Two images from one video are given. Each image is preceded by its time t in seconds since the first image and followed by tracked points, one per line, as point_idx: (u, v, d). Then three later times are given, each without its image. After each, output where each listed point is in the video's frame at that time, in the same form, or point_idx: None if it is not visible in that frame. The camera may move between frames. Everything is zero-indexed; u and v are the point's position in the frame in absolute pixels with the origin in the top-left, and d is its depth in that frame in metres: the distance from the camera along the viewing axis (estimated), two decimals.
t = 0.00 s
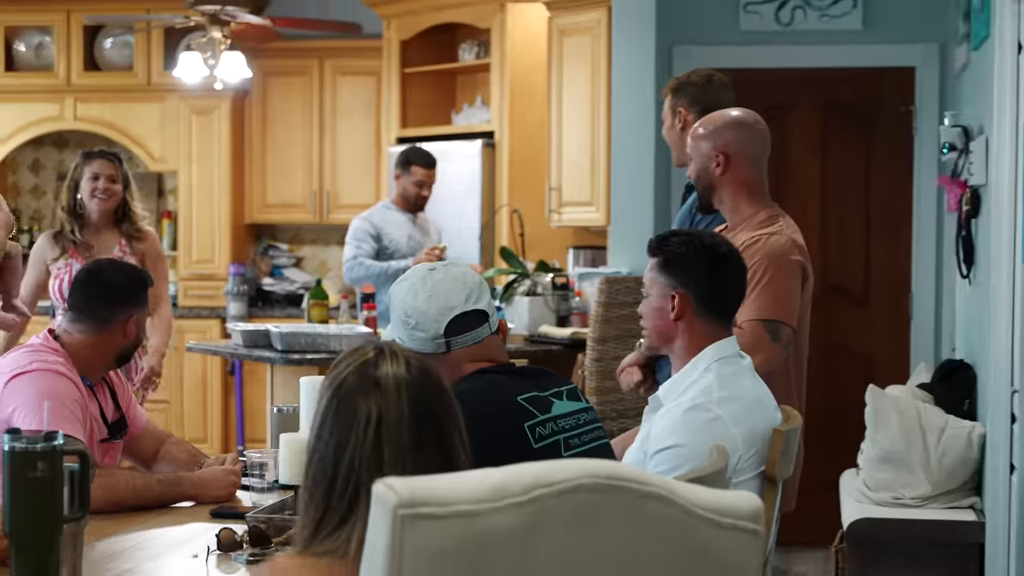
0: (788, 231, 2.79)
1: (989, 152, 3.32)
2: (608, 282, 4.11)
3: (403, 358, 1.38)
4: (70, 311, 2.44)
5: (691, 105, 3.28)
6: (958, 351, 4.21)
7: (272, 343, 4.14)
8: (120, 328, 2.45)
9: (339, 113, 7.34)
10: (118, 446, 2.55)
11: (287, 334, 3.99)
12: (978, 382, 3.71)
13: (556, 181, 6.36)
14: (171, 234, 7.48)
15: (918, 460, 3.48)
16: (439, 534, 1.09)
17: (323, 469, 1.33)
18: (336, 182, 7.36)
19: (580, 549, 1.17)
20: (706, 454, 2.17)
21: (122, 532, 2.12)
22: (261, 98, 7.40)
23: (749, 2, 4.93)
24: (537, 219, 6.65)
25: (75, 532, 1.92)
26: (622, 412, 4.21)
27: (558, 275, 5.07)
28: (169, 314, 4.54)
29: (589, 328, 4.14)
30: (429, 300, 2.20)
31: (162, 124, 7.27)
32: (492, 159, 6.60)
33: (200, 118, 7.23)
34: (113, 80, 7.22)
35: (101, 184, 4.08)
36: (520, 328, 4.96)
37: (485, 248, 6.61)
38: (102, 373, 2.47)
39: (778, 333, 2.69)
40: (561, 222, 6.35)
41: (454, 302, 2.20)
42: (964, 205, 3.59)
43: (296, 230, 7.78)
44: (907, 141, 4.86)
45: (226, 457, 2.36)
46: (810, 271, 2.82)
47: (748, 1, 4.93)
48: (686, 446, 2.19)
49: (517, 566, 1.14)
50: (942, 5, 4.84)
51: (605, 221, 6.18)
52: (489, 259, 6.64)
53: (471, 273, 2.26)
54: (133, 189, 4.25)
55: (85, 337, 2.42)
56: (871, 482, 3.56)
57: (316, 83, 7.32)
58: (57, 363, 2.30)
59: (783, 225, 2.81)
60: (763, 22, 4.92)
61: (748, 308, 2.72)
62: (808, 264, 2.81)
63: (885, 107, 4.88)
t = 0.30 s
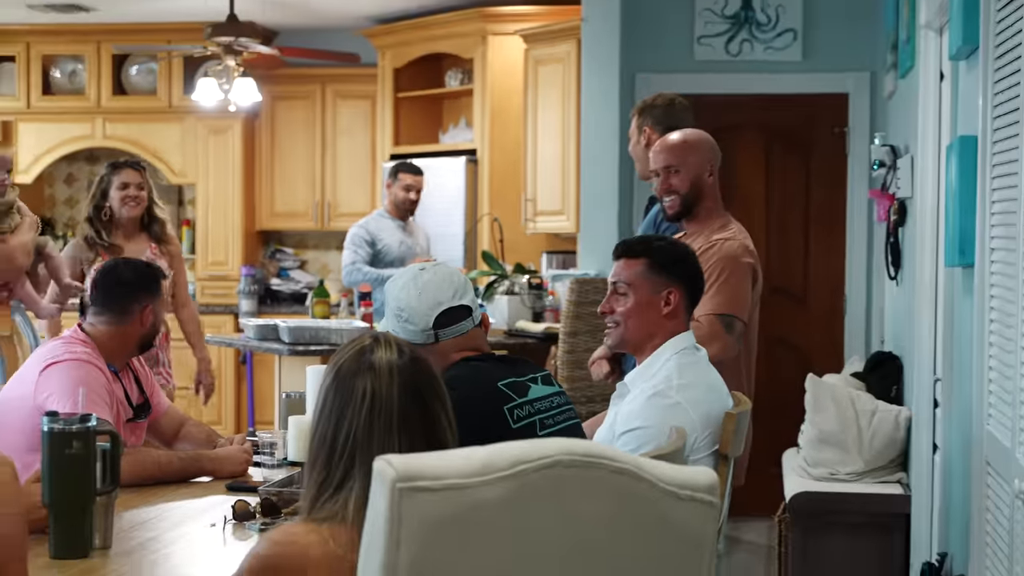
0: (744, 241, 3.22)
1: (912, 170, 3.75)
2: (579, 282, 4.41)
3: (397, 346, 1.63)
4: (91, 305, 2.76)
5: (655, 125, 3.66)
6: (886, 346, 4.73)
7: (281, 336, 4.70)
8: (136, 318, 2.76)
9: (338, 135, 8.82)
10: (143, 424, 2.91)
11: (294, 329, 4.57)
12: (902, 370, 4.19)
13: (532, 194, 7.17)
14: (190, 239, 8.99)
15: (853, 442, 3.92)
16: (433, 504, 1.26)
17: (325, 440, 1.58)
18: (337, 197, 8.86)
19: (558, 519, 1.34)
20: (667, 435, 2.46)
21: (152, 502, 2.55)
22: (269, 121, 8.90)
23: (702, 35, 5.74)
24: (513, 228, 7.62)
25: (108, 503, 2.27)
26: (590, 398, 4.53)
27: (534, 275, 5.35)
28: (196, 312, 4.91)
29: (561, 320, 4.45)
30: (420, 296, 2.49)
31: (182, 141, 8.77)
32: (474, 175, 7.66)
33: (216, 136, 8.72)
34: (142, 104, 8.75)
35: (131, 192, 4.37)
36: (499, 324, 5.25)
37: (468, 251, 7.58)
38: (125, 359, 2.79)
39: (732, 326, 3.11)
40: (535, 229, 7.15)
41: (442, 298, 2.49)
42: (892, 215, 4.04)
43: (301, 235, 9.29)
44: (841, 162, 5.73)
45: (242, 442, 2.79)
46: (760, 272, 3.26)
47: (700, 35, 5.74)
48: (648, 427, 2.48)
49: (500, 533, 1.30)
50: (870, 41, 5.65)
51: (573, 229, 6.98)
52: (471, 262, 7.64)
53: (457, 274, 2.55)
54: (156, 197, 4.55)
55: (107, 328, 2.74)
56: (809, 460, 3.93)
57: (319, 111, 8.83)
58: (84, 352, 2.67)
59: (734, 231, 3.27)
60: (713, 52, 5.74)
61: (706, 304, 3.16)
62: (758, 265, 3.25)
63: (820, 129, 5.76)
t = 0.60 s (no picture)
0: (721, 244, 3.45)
1: (873, 177, 3.94)
2: (561, 282, 4.58)
3: (392, 336, 1.79)
4: (99, 304, 3.03)
5: (636, 133, 3.84)
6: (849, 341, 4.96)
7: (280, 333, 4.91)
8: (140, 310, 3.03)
9: (333, 143, 9.00)
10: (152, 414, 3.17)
11: (293, 326, 4.79)
12: (864, 362, 4.39)
13: (516, 199, 7.35)
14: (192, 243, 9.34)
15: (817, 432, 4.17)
16: (423, 488, 1.36)
17: (329, 425, 1.74)
18: (333, 204, 9.02)
19: (542, 503, 1.44)
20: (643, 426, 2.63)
21: (159, 490, 2.89)
22: (270, 134, 9.07)
23: (675, 50, 6.09)
24: (500, 233, 7.81)
25: (118, 491, 2.46)
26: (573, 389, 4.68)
27: (518, 275, 5.54)
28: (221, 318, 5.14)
29: (544, 318, 4.63)
30: (419, 292, 2.64)
31: (186, 151, 8.99)
32: (462, 181, 7.86)
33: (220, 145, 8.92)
34: (146, 113, 8.97)
35: (174, 202, 4.58)
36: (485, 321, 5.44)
37: (457, 253, 7.81)
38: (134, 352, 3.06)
39: (713, 321, 3.33)
40: (520, 232, 7.36)
41: (439, 295, 2.64)
42: (853, 218, 4.23)
43: (298, 238, 9.47)
44: (805, 167, 6.11)
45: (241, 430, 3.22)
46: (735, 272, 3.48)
47: (674, 50, 6.09)
48: (623, 419, 2.65)
49: (486, 514, 1.40)
50: (834, 58, 6.02)
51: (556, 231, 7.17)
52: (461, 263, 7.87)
53: (453, 272, 2.71)
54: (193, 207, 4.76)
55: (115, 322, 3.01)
56: (777, 447, 4.16)
57: (314, 118, 9.01)
58: (96, 346, 2.93)
59: (709, 233, 3.48)
60: (686, 66, 6.09)
61: (686, 302, 3.37)
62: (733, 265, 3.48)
63: (787, 139, 6.14)
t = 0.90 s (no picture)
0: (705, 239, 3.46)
1: (855, 173, 3.95)
2: (544, 282, 4.57)
3: (369, 332, 1.82)
4: (77, 300, 3.04)
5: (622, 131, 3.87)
6: (831, 339, 4.97)
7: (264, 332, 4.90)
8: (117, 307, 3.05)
9: (315, 143, 9.00)
10: (133, 412, 3.20)
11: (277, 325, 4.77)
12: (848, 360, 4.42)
13: (498, 198, 7.35)
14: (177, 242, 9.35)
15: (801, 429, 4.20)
16: (406, 484, 1.36)
17: (310, 423, 1.76)
18: (316, 204, 9.01)
19: (526, 498, 1.45)
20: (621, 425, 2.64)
21: (143, 490, 2.88)
22: (251, 132, 9.10)
23: (658, 49, 6.15)
24: (484, 232, 7.81)
25: (102, 490, 2.46)
26: (557, 389, 4.70)
27: (502, 274, 5.54)
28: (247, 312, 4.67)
29: (528, 317, 4.63)
30: (411, 287, 2.63)
31: (168, 150, 8.97)
32: (445, 181, 7.87)
33: (202, 144, 8.93)
34: (128, 113, 8.94)
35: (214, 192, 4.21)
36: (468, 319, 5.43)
37: (439, 252, 7.81)
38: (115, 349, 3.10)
39: (700, 317, 3.33)
40: (503, 231, 7.36)
41: (432, 290, 2.64)
42: (835, 216, 4.25)
43: (280, 238, 9.45)
44: (787, 165, 6.14)
45: (226, 428, 3.23)
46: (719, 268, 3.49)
47: (656, 49, 6.15)
48: (601, 414, 2.66)
49: (470, 509, 1.41)
50: (815, 57, 6.09)
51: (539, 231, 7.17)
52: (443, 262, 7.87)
53: (443, 267, 2.71)
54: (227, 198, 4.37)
55: (94, 319, 3.02)
56: (761, 444, 4.17)
57: (297, 119, 9.02)
58: (77, 346, 2.95)
59: (693, 230, 3.48)
60: (668, 65, 6.15)
61: (672, 298, 3.37)
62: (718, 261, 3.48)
63: (770, 136, 6.16)
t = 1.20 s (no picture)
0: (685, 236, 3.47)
1: (836, 170, 3.96)
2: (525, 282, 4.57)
3: (342, 331, 1.83)
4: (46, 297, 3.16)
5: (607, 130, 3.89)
6: (812, 337, 5.00)
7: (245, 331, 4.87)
8: (62, 302, 3.07)
9: (296, 142, 8.99)
10: (111, 413, 3.20)
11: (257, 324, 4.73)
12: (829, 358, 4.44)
13: (479, 198, 7.36)
14: (157, 242, 9.32)
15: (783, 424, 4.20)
16: (389, 481, 1.37)
17: (286, 422, 1.78)
18: (297, 204, 9.01)
19: (509, 495, 1.45)
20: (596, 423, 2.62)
21: (124, 490, 2.88)
22: (232, 132, 9.09)
23: (638, 49, 6.17)
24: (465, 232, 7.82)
25: (85, 488, 2.45)
26: (537, 387, 4.71)
27: (483, 273, 5.54)
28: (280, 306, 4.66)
29: (511, 316, 4.62)
30: (380, 287, 2.65)
31: (148, 149, 8.94)
32: (426, 181, 7.86)
33: (183, 145, 8.88)
34: (108, 113, 8.90)
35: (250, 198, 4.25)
36: (450, 318, 5.43)
37: (420, 251, 7.82)
38: (88, 350, 3.10)
39: (679, 314, 3.33)
40: (484, 230, 7.37)
41: (401, 290, 2.66)
42: (816, 214, 4.27)
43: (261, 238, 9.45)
44: (767, 163, 6.19)
45: (206, 427, 3.23)
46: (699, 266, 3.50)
47: (637, 48, 6.17)
48: (578, 404, 2.63)
49: (452, 506, 1.41)
50: (795, 56, 6.12)
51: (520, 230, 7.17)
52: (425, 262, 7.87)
53: (411, 267, 2.73)
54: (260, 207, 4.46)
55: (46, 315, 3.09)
56: (743, 443, 4.19)
57: (277, 118, 9.00)
58: (55, 346, 2.96)
59: (673, 226, 3.50)
60: (649, 64, 6.17)
61: (651, 295, 3.37)
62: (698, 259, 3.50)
63: (751, 135, 6.20)
